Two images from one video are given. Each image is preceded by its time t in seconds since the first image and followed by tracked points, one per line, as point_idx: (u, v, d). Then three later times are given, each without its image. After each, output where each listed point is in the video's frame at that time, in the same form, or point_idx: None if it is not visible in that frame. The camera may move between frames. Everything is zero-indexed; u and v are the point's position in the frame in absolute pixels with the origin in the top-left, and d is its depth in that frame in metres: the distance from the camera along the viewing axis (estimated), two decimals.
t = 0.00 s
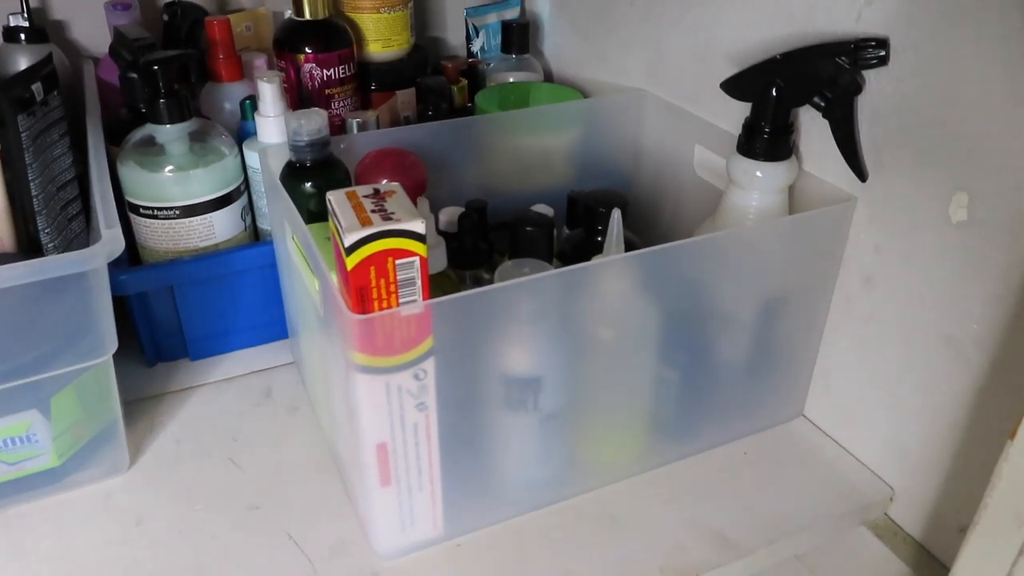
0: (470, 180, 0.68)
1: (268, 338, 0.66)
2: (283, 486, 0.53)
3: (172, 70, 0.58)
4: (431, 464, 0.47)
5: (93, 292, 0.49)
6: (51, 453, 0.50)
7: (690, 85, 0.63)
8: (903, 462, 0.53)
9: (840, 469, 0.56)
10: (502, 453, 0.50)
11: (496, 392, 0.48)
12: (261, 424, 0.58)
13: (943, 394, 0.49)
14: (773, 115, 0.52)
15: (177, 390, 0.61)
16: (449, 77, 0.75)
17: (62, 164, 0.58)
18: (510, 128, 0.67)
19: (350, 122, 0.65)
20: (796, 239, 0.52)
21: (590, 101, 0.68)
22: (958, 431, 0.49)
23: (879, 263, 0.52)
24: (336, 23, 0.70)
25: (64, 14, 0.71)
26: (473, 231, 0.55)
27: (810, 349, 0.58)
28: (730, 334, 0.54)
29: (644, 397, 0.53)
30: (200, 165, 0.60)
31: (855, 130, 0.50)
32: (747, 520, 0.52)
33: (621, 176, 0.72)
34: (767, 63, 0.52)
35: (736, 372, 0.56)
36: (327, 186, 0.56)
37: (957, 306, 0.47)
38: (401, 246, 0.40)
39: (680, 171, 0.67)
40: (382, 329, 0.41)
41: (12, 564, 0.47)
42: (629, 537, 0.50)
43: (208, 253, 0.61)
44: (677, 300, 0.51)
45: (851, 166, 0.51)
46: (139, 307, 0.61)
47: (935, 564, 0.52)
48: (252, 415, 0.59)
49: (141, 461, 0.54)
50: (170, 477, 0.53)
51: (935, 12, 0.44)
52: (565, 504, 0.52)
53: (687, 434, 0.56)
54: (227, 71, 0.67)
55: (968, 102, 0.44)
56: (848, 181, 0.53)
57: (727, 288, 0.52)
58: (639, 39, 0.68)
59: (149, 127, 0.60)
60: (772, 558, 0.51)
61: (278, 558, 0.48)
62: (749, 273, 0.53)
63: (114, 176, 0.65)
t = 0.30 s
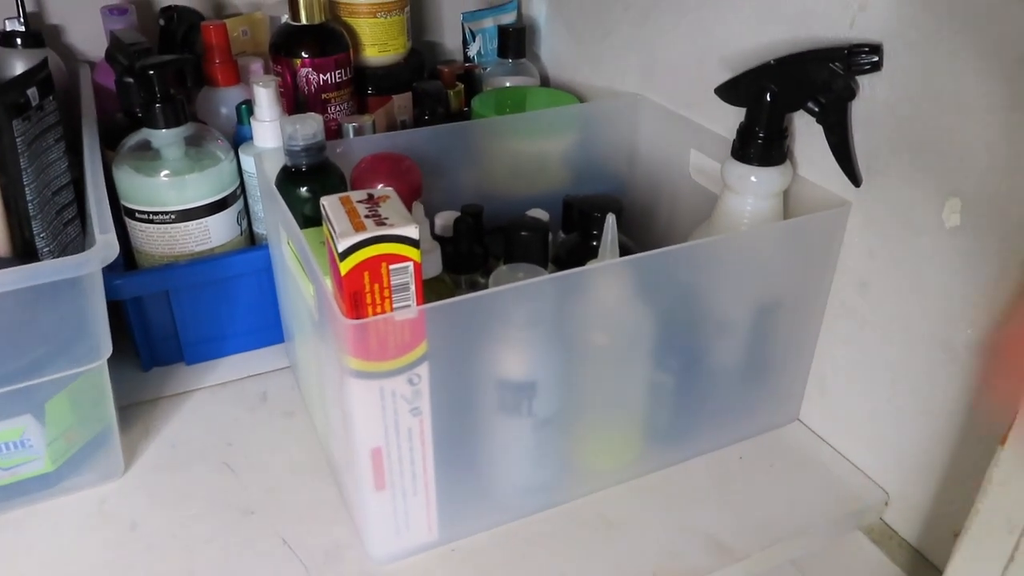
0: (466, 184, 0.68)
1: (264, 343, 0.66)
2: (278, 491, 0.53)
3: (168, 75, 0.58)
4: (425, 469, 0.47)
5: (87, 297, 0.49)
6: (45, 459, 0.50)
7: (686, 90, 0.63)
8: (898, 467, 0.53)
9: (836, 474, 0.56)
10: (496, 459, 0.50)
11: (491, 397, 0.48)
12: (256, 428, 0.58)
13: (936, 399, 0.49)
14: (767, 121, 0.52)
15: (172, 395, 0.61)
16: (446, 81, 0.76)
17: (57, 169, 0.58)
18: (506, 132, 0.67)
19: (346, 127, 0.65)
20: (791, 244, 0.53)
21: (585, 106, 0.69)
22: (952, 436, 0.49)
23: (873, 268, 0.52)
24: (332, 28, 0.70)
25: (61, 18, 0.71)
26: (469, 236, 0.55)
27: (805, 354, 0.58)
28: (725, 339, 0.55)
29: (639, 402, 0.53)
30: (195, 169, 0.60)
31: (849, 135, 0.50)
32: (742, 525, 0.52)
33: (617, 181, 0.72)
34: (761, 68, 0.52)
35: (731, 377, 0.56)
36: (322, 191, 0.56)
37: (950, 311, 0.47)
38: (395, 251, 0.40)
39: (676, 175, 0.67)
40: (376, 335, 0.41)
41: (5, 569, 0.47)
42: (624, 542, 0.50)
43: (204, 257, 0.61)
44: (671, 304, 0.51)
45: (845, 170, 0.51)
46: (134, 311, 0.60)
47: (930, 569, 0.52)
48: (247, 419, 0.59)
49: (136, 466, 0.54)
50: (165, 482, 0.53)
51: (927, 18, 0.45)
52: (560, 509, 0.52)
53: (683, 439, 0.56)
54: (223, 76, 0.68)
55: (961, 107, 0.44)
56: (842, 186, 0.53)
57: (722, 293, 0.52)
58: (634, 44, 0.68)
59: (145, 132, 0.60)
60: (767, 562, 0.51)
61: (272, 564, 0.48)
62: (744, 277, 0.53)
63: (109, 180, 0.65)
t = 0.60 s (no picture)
0: (467, 190, 0.68)
1: (267, 349, 0.66)
2: (280, 496, 0.53)
3: (171, 83, 0.59)
4: (427, 475, 0.47)
5: (92, 304, 0.49)
6: (49, 464, 0.51)
7: (686, 95, 0.64)
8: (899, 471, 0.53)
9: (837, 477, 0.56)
10: (497, 463, 0.50)
11: (492, 403, 0.48)
12: (259, 434, 0.58)
13: (936, 403, 0.50)
14: (766, 126, 0.52)
15: (176, 401, 0.61)
16: (447, 87, 0.76)
17: (61, 177, 0.59)
18: (506, 138, 0.67)
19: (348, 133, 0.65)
20: (791, 248, 0.53)
21: (586, 111, 0.69)
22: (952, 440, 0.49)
23: (873, 272, 0.52)
24: (334, 35, 0.70)
25: (64, 26, 0.71)
26: (470, 242, 0.55)
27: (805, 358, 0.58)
28: (725, 344, 0.55)
29: (640, 407, 0.53)
30: (198, 176, 0.60)
31: (847, 140, 0.50)
32: (743, 529, 0.52)
33: (618, 185, 0.73)
34: (760, 74, 0.52)
35: (731, 381, 0.56)
36: (324, 197, 0.56)
37: (950, 315, 0.48)
38: (396, 258, 0.40)
39: (677, 180, 0.67)
40: (377, 341, 0.41)
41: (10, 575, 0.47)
42: (625, 546, 0.50)
43: (207, 264, 0.62)
44: (671, 309, 0.51)
45: (843, 174, 0.51)
46: (138, 318, 0.61)
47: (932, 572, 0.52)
48: (250, 425, 0.59)
49: (139, 472, 0.55)
50: (168, 488, 0.54)
51: (924, 23, 0.45)
52: (562, 513, 0.53)
53: (684, 443, 0.56)
54: (226, 83, 0.68)
55: (957, 112, 0.44)
56: (841, 190, 0.53)
57: (722, 297, 0.53)
58: (634, 49, 0.68)
59: (148, 140, 0.60)
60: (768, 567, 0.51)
61: (275, 569, 0.48)
62: (744, 282, 0.53)
63: (113, 188, 0.65)
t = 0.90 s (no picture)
0: (469, 196, 0.68)
1: (269, 355, 0.67)
2: (283, 502, 0.53)
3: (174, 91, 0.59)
4: (428, 481, 0.47)
5: (95, 311, 0.50)
6: (53, 472, 0.51)
7: (687, 100, 0.64)
8: (900, 476, 0.53)
9: (838, 483, 0.56)
10: (499, 470, 0.50)
11: (493, 409, 0.48)
12: (261, 441, 0.58)
13: (938, 408, 0.50)
14: (767, 132, 0.52)
15: (178, 408, 0.61)
16: (448, 93, 0.76)
17: (65, 185, 0.59)
18: (508, 144, 0.68)
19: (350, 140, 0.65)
20: (792, 254, 0.53)
21: (587, 117, 0.69)
22: (954, 445, 0.49)
23: (874, 277, 0.52)
24: (336, 42, 0.71)
25: (68, 34, 0.72)
26: (471, 248, 0.55)
27: (807, 363, 0.58)
28: (727, 349, 0.55)
29: (641, 413, 0.53)
30: (201, 184, 0.61)
31: (848, 146, 0.50)
32: (745, 535, 0.52)
33: (619, 190, 0.73)
34: (761, 79, 0.52)
35: (733, 387, 0.57)
36: (326, 205, 0.56)
37: (951, 320, 0.48)
38: (397, 266, 0.40)
39: (678, 185, 0.67)
40: (378, 349, 0.41)
41: None
42: (626, 552, 0.50)
43: (209, 271, 0.62)
44: (672, 316, 0.51)
45: (844, 180, 0.51)
46: (141, 325, 0.61)
47: None
48: (252, 431, 0.59)
49: (142, 479, 0.55)
50: (171, 495, 0.54)
51: (925, 29, 0.45)
52: (563, 519, 0.53)
53: (685, 449, 0.56)
54: (228, 90, 0.68)
55: (959, 118, 0.44)
56: (842, 196, 0.53)
57: (723, 304, 0.53)
58: (635, 54, 0.68)
59: (151, 147, 0.61)
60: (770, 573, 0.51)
61: None
62: (744, 288, 0.53)
63: (116, 195, 0.66)
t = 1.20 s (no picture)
0: (462, 193, 0.68)
1: (261, 354, 0.66)
2: (273, 501, 0.53)
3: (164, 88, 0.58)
4: (418, 478, 0.47)
5: (81, 308, 0.49)
6: (40, 470, 0.50)
7: (681, 96, 0.63)
8: (898, 473, 0.53)
9: (836, 480, 0.55)
10: (491, 467, 0.49)
11: (484, 405, 0.48)
12: (252, 440, 0.58)
13: (936, 404, 0.49)
14: (760, 125, 0.52)
15: (168, 407, 0.61)
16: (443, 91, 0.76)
17: (54, 183, 0.58)
18: (501, 141, 0.67)
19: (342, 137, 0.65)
20: (787, 248, 0.52)
21: (581, 113, 0.69)
22: (952, 441, 0.49)
23: (870, 271, 0.51)
24: (328, 39, 0.70)
25: (59, 33, 0.71)
26: (463, 244, 0.55)
27: (803, 359, 0.57)
28: (722, 345, 0.54)
29: (636, 410, 0.53)
30: (191, 181, 0.60)
31: (843, 139, 0.50)
32: (741, 533, 0.51)
33: (614, 187, 0.72)
34: (753, 73, 0.52)
35: (728, 384, 0.56)
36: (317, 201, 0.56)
37: (948, 315, 0.47)
38: (384, 259, 0.40)
39: (673, 181, 0.67)
40: (366, 343, 0.41)
41: None
42: (620, 550, 0.50)
43: (200, 269, 0.62)
44: (666, 311, 0.51)
45: (840, 173, 0.51)
46: (131, 323, 0.61)
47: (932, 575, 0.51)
48: (244, 430, 0.59)
49: (131, 478, 0.54)
50: (160, 494, 0.53)
51: (920, 20, 0.44)
52: (557, 517, 0.52)
53: (680, 446, 0.56)
54: (220, 88, 0.68)
55: (955, 109, 0.44)
56: (837, 190, 0.52)
57: (718, 299, 0.52)
58: (629, 51, 0.68)
59: (141, 145, 0.60)
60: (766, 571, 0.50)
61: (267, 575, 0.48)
62: (739, 283, 0.52)
63: (107, 193, 0.65)
